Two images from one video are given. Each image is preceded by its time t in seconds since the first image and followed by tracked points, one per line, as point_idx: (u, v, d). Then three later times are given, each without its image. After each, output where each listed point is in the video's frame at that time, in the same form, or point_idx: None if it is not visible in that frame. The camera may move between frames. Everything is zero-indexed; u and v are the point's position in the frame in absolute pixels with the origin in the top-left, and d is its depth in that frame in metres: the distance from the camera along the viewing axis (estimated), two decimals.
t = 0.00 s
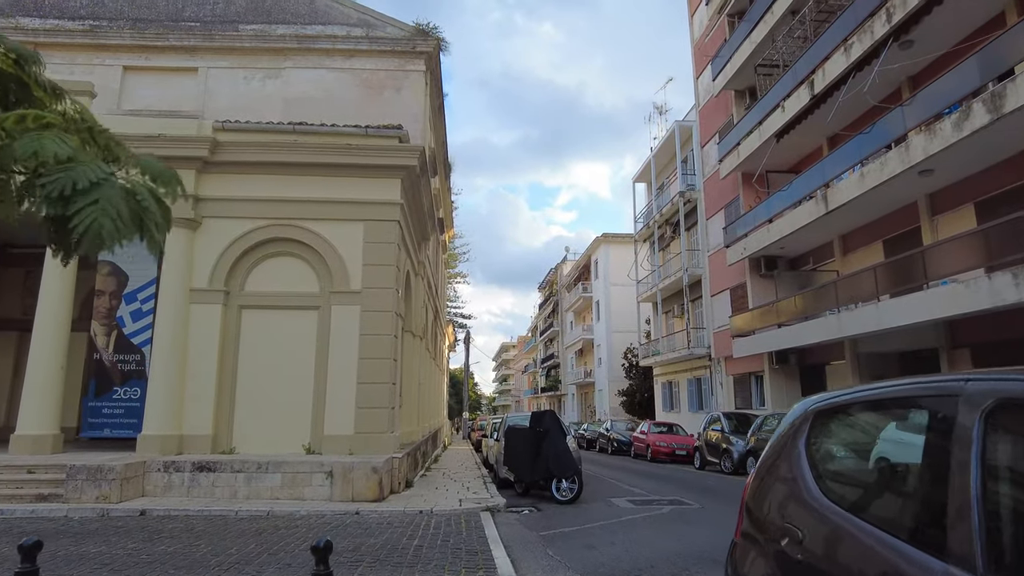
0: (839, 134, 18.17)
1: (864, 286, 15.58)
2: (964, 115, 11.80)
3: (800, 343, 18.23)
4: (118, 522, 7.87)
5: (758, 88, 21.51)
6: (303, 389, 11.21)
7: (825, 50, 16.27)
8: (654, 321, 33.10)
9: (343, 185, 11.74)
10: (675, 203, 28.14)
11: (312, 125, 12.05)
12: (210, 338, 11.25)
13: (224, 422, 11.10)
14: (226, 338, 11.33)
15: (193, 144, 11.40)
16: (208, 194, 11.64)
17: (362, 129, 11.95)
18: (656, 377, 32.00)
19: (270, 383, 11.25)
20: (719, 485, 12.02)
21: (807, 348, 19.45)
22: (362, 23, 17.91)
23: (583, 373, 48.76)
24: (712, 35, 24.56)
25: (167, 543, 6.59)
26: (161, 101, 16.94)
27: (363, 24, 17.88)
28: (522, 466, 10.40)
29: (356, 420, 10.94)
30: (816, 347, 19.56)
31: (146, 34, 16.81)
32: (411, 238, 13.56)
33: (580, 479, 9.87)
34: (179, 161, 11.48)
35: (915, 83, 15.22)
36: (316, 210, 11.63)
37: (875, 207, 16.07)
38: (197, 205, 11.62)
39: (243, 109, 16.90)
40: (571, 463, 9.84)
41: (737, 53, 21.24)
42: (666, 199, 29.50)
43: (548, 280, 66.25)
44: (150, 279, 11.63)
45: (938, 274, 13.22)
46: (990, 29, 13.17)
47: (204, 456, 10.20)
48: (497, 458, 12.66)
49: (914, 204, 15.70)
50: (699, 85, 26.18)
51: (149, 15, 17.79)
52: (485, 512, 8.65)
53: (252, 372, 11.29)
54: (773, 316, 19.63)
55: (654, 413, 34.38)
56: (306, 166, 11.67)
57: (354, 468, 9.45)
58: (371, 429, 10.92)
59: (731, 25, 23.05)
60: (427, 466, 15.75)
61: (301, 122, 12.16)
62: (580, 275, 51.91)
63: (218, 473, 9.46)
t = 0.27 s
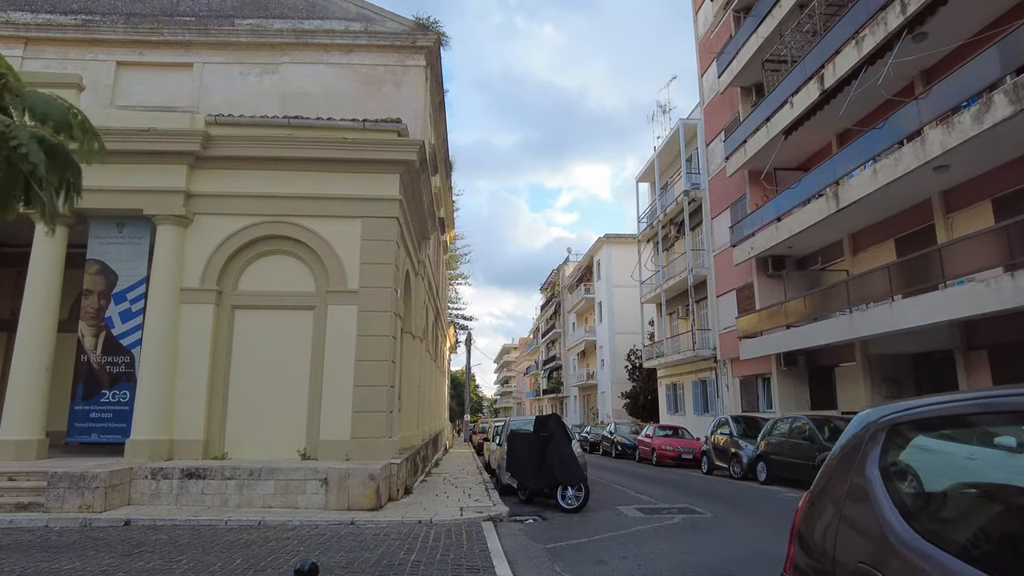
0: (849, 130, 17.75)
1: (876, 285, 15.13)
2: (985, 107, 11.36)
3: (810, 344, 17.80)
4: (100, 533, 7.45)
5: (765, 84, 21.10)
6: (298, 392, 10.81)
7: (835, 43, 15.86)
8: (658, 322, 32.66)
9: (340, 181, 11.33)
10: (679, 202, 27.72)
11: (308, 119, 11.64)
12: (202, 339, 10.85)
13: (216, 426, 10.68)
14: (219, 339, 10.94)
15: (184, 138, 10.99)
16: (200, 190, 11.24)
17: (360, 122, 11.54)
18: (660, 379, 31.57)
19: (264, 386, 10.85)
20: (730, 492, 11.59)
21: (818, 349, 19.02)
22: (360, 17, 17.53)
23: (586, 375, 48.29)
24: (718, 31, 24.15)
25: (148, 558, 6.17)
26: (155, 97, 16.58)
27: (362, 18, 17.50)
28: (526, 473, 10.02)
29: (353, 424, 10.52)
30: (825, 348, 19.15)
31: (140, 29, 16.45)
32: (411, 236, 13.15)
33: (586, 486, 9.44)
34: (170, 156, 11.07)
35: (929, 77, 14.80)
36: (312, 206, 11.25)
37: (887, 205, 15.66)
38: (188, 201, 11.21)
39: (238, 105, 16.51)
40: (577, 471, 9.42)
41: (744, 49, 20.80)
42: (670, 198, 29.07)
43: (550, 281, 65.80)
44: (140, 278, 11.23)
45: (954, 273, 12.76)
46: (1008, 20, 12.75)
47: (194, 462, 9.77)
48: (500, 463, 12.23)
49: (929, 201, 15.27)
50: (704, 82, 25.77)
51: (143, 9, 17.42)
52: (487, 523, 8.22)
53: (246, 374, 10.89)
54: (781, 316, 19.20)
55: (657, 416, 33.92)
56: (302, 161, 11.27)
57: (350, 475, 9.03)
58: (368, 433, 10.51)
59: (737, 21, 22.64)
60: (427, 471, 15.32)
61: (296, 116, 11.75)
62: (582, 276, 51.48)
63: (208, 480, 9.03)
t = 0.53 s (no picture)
0: (860, 126, 17.33)
1: (890, 284, 14.70)
2: (1007, 97, 10.93)
3: (819, 345, 17.37)
4: (80, 542, 7.02)
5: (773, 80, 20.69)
6: (293, 393, 10.41)
7: (847, 35, 15.44)
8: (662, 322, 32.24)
9: (338, 174, 10.92)
10: (684, 201, 27.30)
11: (305, 110, 11.24)
12: (194, 338, 10.45)
13: (208, 428, 10.28)
14: (212, 338, 10.53)
15: (175, 129, 10.58)
16: (192, 183, 10.83)
17: (358, 113, 11.13)
18: (665, 381, 31.14)
19: (258, 387, 10.45)
20: (742, 497, 11.15)
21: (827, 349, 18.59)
22: (359, 10, 17.13)
23: (588, 377, 47.85)
24: (724, 26, 23.74)
25: (127, 570, 5.75)
26: (150, 91, 16.22)
27: (361, 11, 17.10)
28: (531, 478, 9.60)
29: (350, 427, 10.12)
30: (834, 348, 18.73)
31: (134, 21, 16.09)
32: (411, 232, 12.74)
33: (595, 492, 9.02)
34: (160, 148, 10.66)
35: (943, 69, 14.38)
36: (309, 200, 10.85)
37: (900, 201, 15.24)
38: (180, 194, 10.80)
39: (235, 99, 16.14)
40: (585, 476, 8.96)
41: (751, 43, 20.40)
42: (675, 196, 28.66)
43: (552, 282, 65.40)
44: (130, 274, 10.82)
45: (973, 271, 12.34)
46: None
47: (184, 467, 9.36)
48: (503, 466, 11.81)
49: (943, 197, 14.85)
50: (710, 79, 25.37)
51: (138, 2, 17.06)
52: (491, 531, 7.79)
53: (240, 374, 10.49)
54: (790, 316, 18.79)
55: (661, 418, 33.49)
56: (298, 154, 10.87)
57: (346, 481, 8.60)
58: (366, 436, 10.10)
59: (744, 16, 22.22)
60: (428, 475, 14.90)
61: (293, 106, 11.34)
62: (585, 276, 51.05)
63: (198, 485, 8.60)
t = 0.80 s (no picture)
0: (870, 121, 16.94)
1: (902, 282, 14.30)
2: None
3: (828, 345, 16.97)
4: (56, 552, 6.62)
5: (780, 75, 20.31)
6: (286, 394, 10.02)
7: (857, 27, 15.06)
8: (666, 323, 31.83)
9: (333, 167, 10.54)
10: (688, 200, 26.92)
11: (300, 101, 10.86)
12: (183, 336, 10.06)
13: (198, 431, 9.89)
14: (203, 337, 10.16)
15: (165, 120, 10.19)
16: (183, 177, 10.45)
17: (355, 104, 10.75)
18: (668, 382, 30.73)
19: (250, 388, 10.06)
20: (753, 502, 10.75)
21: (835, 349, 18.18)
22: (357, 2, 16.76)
23: (590, 378, 47.44)
24: (729, 21, 23.36)
25: None
26: (143, 85, 15.87)
27: (359, 3, 16.74)
28: (533, 483, 9.22)
29: (345, 430, 9.73)
30: (843, 348, 18.32)
31: (127, 14, 15.74)
32: (409, 229, 12.35)
33: (600, 498, 8.63)
34: (149, 141, 10.28)
35: (957, 62, 14.00)
36: (303, 194, 10.47)
37: (912, 197, 14.85)
38: (170, 188, 10.42)
39: (230, 93, 15.79)
40: (591, 481, 8.55)
41: (756, 38, 20.01)
42: (678, 195, 28.27)
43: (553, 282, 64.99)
44: (118, 272, 10.43)
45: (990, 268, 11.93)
46: None
47: (172, 471, 8.97)
48: (504, 469, 11.42)
49: (957, 193, 14.46)
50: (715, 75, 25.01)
51: None
52: (492, 540, 7.39)
53: (231, 375, 10.10)
54: (798, 316, 18.38)
55: (664, 420, 33.09)
56: (292, 146, 10.49)
57: (340, 487, 8.21)
58: (362, 439, 9.71)
59: (750, 10, 21.84)
60: (427, 479, 14.51)
61: (287, 97, 10.97)
62: (587, 277, 50.65)
63: (185, 491, 8.20)
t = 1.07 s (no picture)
0: (878, 114, 16.58)
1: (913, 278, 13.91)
2: None
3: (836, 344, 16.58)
4: (30, 561, 6.24)
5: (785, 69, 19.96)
6: (278, 394, 9.65)
7: (866, 18, 14.69)
8: (668, 322, 31.45)
9: (327, 159, 10.18)
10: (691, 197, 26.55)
11: (293, 90, 10.49)
12: (171, 334, 9.68)
13: (187, 432, 9.52)
14: (192, 335, 9.78)
15: (152, 110, 9.83)
16: (172, 169, 10.08)
17: (349, 94, 10.38)
18: (671, 382, 30.35)
19: (241, 388, 9.69)
20: (763, 505, 10.36)
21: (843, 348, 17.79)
22: None
23: (591, 379, 47.06)
24: (733, 15, 23.01)
25: None
26: (135, 78, 15.51)
27: None
28: (536, 486, 8.85)
29: (339, 431, 9.35)
30: (851, 347, 17.95)
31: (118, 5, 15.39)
32: (407, 223, 11.99)
33: (606, 502, 8.23)
34: (137, 131, 9.91)
35: (969, 52, 13.64)
36: (296, 187, 10.11)
37: (923, 191, 14.48)
38: (159, 180, 10.04)
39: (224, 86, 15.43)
40: (596, 484, 8.16)
41: (761, 31, 19.65)
42: (681, 193, 27.90)
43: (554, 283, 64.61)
44: (104, 267, 10.05)
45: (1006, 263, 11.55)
46: None
47: (158, 474, 8.59)
48: (505, 472, 11.04)
49: (969, 187, 14.09)
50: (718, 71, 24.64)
51: None
52: (493, 547, 7.01)
53: (221, 374, 9.73)
54: (805, 314, 18.00)
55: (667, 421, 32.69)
56: (285, 137, 10.12)
57: (332, 490, 7.83)
58: (357, 441, 9.33)
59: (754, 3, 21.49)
60: (426, 482, 14.12)
61: (280, 87, 10.61)
62: (588, 277, 50.26)
63: (170, 495, 7.82)
